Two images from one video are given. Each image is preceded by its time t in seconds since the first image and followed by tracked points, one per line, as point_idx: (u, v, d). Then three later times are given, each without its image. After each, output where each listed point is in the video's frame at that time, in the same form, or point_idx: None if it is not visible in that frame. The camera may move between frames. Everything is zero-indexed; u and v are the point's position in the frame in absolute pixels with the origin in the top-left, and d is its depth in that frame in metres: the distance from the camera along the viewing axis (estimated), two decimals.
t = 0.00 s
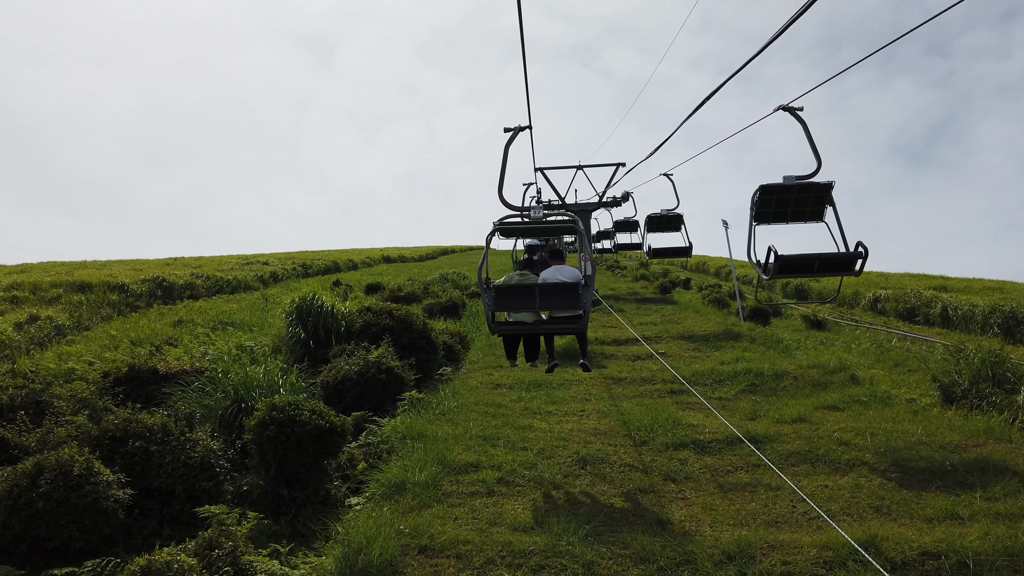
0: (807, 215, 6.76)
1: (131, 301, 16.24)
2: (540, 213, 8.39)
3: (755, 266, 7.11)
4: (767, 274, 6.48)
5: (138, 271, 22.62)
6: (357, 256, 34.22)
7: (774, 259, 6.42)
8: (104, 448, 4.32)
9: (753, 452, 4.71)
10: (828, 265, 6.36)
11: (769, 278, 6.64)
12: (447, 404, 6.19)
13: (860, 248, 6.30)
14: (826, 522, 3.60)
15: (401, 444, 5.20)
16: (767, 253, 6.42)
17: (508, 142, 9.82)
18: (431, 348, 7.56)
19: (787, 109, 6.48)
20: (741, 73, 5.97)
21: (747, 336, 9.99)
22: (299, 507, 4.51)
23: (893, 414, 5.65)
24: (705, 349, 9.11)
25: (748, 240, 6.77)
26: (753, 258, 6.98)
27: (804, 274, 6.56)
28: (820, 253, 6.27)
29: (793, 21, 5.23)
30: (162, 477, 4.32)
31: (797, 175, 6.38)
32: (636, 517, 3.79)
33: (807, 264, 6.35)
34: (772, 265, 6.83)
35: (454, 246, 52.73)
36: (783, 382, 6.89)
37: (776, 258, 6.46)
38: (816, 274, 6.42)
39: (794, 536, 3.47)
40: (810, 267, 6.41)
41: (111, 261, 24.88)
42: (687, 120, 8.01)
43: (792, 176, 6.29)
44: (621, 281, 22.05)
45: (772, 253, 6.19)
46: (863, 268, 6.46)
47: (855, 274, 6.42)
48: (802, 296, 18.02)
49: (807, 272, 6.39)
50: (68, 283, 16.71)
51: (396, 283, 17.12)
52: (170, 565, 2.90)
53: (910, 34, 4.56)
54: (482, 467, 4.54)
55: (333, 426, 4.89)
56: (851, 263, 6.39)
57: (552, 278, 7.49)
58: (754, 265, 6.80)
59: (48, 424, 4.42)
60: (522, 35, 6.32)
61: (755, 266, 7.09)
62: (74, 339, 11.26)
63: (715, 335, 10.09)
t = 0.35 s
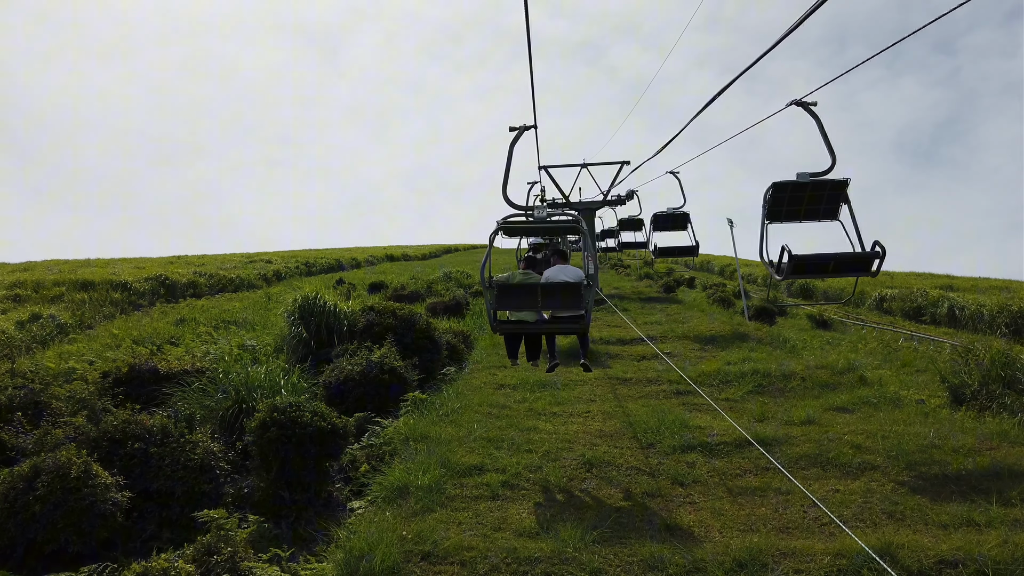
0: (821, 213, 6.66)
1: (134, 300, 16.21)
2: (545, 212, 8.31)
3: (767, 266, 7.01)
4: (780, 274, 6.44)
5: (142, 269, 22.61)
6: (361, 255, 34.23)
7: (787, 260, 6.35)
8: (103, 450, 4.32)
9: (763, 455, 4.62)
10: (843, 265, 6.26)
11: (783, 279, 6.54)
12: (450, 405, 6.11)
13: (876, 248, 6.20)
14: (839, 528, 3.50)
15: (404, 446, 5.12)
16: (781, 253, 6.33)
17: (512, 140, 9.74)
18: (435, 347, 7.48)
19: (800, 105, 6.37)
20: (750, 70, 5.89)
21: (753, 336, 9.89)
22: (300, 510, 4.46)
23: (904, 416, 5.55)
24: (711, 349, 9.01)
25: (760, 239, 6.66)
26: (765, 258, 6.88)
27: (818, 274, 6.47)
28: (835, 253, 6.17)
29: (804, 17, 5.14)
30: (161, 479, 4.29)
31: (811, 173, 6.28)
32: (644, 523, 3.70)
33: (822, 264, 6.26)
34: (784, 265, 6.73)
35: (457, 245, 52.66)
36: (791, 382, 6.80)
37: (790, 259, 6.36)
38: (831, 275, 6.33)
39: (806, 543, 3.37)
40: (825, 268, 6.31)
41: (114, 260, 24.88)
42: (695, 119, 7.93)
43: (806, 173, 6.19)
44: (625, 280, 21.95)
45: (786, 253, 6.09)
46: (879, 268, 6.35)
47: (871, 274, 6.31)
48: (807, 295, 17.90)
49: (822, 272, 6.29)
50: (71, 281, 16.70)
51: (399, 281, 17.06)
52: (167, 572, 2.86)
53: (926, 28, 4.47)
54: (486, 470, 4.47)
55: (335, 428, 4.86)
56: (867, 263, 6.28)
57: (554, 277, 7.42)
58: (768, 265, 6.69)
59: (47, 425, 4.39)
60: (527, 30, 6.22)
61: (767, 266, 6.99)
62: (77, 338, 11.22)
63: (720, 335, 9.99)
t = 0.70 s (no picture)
0: (834, 209, 6.55)
1: (135, 298, 16.17)
2: (548, 209, 8.22)
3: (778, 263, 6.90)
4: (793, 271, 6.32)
5: (143, 267, 22.58)
6: (363, 252, 34.17)
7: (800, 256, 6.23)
8: (100, 451, 4.27)
9: (771, 455, 4.53)
10: (857, 262, 6.13)
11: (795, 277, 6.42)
12: (453, 404, 6.03)
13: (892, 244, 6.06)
14: (851, 532, 3.41)
15: (406, 446, 5.04)
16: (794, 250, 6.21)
17: (515, 138, 9.67)
18: (438, 346, 7.39)
19: (813, 97, 6.24)
20: (755, 66, 5.81)
21: (758, 335, 9.79)
22: (300, 511, 4.41)
23: (914, 415, 5.44)
24: (716, 348, 8.92)
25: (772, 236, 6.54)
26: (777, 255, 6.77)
27: (832, 272, 6.33)
28: (850, 251, 6.05)
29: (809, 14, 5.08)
30: (159, 481, 4.24)
31: (824, 167, 6.17)
32: (651, 526, 3.61)
33: (836, 261, 6.14)
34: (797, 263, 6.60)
35: (459, 243, 52.53)
36: (798, 381, 6.70)
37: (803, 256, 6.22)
38: (845, 272, 6.19)
39: (817, 547, 3.29)
40: (839, 265, 6.18)
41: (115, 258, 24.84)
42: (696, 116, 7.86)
43: (819, 167, 6.09)
44: (628, 277, 21.85)
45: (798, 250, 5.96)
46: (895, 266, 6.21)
47: (887, 272, 6.18)
48: (811, 293, 17.79)
49: (836, 270, 6.17)
50: (72, 279, 16.66)
51: (401, 279, 16.98)
52: None
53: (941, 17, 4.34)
54: (490, 471, 4.40)
55: (337, 429, 4.77)
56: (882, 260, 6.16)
57: (557, 275, 7.32)
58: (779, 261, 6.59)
59: (44, 426, 4.35)
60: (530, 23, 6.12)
61: (779, 263, 6.88)
62: (78, 337, 11.17)
63: (725, 333, 9.90)
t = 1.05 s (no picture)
0: (847, 205, 6.44)
1: (137, 296, 16.13)
2: (551, 206, 8.12)
3: (790, 261, 6.79)
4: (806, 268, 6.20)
5: (145, 265, 22.55)
6: (365, 250, 34.12)
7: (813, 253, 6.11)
8: (97, 453, 4.22)
9: (779, 456, 4.44)
10: (872, 261, 6.01)
11: (809, 275, 6.31)
12: (455, 404, 5.96)
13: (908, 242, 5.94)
14: (865, 536, 3.33)
15: (408, 448, 4.97)
16: (807, 248, 6.09)
17: (518, 135, 9.59)
18: (440, 345, 7.31)
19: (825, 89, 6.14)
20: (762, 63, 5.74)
21: (763, 333, 9.70)
22: (301, 514, 4.38)
23: (923, 414, 5.34)
24: (721, 346, 8.83)
25: (784, 233, 6.43)
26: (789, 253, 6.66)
27: (846, 269, 6.21)
28: (865, 249, 5.93)
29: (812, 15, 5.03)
30: (158, 484, 4.20)
31: (838, 162, 6.08)
32: (658, 530, 3.54)
33: (850, 259, 6.02)
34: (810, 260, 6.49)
35: (461, 241, 52.43)
36: (804, 380, 6.62)
37: (816, 253, 6.10)
38: (859, 270, 6.06)
39: (830, 552, 3.21)
40: (853, 263, 6.06)
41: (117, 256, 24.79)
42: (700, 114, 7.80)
43: (833, 162, 6.01)
44: (631, 275, 21.76)
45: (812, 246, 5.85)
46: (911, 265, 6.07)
47: (903, 271, 6.06)
48: (815, 290, 17.69)
49: (851, 268, 6.05)
50: (73, 277, 16.62)
51: (403, 277, 16.90)
52: None
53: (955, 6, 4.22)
54: (493, 473, 4.32)
55: (338, 429, 4.70)
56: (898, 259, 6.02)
57: (560, 272, 7.24)
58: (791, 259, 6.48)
59: (40, 428, 4.30)
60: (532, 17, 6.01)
61: (791, 261, 6.76)
62: (78, 336, 11.12)
63: (730, 331, 9.82)
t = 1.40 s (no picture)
0: (857, 201, 6.32)
1: (136, 296, 16.07)
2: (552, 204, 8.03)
3: (798, 260, 6.66)
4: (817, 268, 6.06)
5: (145, 265, 22.47)
6: (366, 249, 34.04)
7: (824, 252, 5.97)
8: (89, 457, 4.15)
9: (785, 458, 4.34)
10: (884, 259, 5.89)
11: (819, 274, 6.19)
12: (455, 405, 5.88)
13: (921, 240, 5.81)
14: (873, 541, 3.24)
15: (406, 451, 4.88)
16: (817, 246, 5.97)
17: (519, 133, 9.51)
18: (439, 345, 7.21)
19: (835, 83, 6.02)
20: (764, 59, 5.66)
21: (766, 331, 9.61)
22: (297, 518, 4.32)
23: (931, 413, 5.24)
24: (723, 345, 8.75)
25: (793, 231, 6.29)
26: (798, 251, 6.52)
27: (858, 269, 6.07)
28: (876, 247, 5.81)
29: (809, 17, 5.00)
30: (150, 488, 4.13)
31: (848, 157, 5.99)
32: (661, 535, 3.45)
33: (862, 258, 5.89)
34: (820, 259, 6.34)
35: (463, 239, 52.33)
36: (809, 380, 6.53)
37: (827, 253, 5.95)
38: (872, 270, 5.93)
39: (838, 559, 3.12)
40: (865, 262, 5.92)
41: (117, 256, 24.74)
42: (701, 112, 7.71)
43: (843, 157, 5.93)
44: (632, 273, 21.67)
45: (823, 245, 5.71)
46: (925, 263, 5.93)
47: (915, 269, 5.94)
48: (817, 288, 17.60)
49: (862, 267, 5.93)
50: (72, 278, 16.54)
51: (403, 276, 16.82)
52: None
53: None
54: (492, 476, 4.24)
55: (334, 432, 4.64)
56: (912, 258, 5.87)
57: (560, 269, 7.14)
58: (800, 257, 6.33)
59: (30, 431, 4.22)
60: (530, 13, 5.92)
61: (800, 260, 6.62)
62: (76, 337, 11.05)
63: (732, 330, 9.73)
